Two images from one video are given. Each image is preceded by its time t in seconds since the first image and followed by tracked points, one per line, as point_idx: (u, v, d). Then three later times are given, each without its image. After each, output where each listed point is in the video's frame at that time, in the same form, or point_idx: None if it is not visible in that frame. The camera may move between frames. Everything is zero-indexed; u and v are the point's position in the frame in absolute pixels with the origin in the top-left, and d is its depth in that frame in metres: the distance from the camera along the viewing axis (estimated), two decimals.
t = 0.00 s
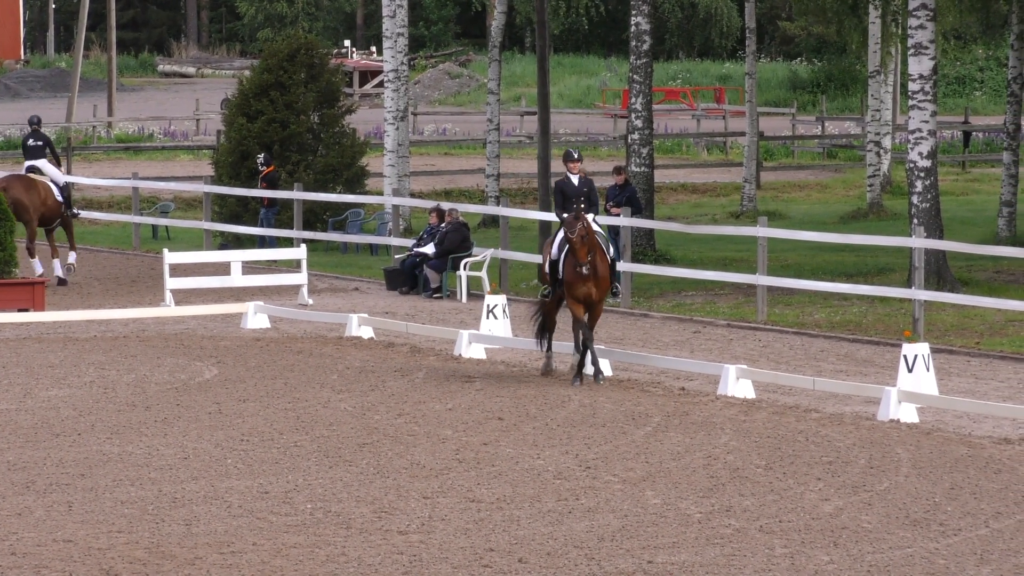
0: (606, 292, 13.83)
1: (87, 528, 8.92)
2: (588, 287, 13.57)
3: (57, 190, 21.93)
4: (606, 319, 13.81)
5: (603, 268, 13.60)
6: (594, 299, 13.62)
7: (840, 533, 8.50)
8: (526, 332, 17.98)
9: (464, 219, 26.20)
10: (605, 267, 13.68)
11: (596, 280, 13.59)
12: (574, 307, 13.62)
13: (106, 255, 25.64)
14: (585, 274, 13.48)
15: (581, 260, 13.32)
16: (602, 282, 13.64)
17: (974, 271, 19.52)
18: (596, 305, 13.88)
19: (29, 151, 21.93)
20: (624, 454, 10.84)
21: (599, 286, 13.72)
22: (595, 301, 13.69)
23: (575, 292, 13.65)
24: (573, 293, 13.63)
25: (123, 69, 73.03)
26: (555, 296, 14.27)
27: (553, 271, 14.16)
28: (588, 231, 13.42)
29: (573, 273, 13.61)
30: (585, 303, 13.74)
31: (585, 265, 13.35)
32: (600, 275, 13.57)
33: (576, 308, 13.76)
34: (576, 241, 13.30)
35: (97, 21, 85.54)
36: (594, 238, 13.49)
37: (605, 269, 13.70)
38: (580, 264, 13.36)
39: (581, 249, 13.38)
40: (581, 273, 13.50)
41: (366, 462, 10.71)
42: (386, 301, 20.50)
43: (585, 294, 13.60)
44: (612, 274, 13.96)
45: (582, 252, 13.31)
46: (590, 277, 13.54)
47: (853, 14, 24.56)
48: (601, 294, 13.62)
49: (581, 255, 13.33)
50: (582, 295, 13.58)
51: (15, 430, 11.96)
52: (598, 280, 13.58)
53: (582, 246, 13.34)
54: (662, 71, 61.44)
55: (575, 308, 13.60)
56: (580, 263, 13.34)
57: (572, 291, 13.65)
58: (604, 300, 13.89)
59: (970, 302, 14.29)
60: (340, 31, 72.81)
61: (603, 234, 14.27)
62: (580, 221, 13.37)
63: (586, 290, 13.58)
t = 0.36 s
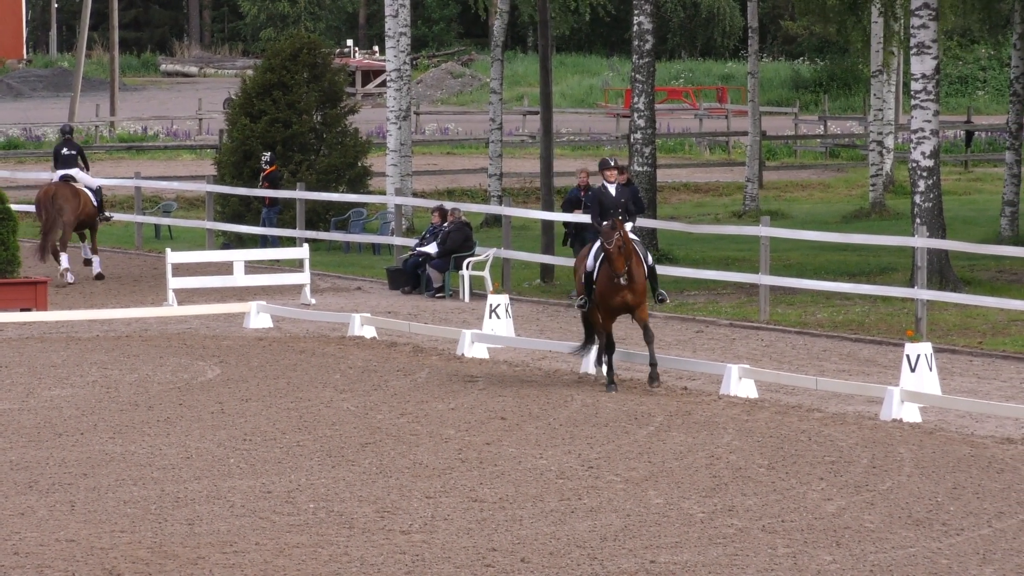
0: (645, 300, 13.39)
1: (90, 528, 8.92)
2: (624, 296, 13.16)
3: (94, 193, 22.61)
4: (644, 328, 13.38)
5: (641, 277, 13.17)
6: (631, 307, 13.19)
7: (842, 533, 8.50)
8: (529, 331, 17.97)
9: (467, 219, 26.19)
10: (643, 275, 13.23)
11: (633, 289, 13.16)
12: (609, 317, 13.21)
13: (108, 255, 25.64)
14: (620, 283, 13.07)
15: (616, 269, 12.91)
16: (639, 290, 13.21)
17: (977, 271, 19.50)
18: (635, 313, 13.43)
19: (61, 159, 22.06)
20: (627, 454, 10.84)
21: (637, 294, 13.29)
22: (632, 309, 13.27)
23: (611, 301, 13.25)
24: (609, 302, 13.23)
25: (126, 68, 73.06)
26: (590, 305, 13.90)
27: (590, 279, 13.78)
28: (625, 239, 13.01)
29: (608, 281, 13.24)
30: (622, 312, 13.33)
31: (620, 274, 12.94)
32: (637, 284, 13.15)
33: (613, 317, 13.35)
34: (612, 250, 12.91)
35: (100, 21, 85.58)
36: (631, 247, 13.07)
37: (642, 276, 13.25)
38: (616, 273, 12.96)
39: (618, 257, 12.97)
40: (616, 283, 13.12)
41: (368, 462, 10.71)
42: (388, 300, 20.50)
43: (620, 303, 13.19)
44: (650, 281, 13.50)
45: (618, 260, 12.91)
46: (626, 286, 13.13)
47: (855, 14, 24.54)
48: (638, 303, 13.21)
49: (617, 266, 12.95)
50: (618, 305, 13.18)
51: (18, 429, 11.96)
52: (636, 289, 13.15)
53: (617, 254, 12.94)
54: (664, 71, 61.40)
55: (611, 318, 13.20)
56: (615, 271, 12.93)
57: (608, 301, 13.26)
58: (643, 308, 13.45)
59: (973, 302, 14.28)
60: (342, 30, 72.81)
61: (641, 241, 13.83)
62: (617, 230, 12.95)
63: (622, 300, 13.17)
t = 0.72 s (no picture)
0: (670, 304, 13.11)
1: (82, 526, 8.89)
2: (656, 301, 12.83)
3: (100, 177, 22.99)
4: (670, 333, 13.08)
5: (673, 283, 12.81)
6: (660, 312, 12.90)
7: (835, 531, 8.49)
8: (522, 329, 17.95)
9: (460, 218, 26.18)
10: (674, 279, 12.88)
11: (665, 295, 12.85)
12: (638, 321, 12.89)
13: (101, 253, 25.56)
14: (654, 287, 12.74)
15: (656, 275, 12.52)
16: (670, 296, 12.90)
17: (971, 269, 19.52)
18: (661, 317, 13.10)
19: (71, 139, 22.32)
20: (619, 452, 10.83)
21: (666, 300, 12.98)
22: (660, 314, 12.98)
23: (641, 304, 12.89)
24: (638, 306, 12.87)
25: (119, 67, 72.91)
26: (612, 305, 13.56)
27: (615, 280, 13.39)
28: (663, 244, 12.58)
29: (640, 285, 12.88)
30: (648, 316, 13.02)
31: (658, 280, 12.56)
32: (669, 290, 12.83)
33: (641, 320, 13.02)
34: (653, 255, 12.47)
35: (93, 19, 85.34)
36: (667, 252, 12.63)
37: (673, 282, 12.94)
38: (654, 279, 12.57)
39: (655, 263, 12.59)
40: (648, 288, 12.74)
41: (361, 460, 10.69)
42: (381, 299, 20.47)
43: (650, 308, 12.87)
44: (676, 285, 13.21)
45: (658, 266, 12.51)
46: (659, 291, 12.80)
47: (848, 11, 24.55)
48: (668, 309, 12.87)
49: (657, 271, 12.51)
50: (647, 309, 12.85)
51: (10, 428, 11.91)
52: (668, 296, 12.85)
53: (657, 260, 12.52)
54: (658, 69, 61.41)
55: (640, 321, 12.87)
56: (655, 277, 12.53)
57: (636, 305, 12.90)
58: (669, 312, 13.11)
59: (966, 300, 14.29)
60: (336, 29, 72.76)
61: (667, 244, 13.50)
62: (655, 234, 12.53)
63: (653, 305, 12.85)
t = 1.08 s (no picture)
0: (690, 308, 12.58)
1: (59, 526, 8.78)
2: (669, 307, 12.36)
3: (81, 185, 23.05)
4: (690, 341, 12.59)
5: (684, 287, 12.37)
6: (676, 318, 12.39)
7: (812, 531, 8.45)
8: (500, 329, 17.88)
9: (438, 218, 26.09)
10: (687, 283, 12.43)
11: (678, 298, 12.35)
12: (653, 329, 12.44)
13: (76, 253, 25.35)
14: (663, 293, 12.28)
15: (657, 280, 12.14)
16: (684, 300, 12.40)
17: (947, 268, 19.57)
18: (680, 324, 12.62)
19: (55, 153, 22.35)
20: (596, 452, 10.78)
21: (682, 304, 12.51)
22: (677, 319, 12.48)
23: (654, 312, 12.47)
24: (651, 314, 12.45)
25: (96, 67, 72.45)
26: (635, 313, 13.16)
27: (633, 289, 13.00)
28: (667, 248, 12.21)
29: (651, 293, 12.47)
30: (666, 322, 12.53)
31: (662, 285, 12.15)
32: (681, 294, 12.34)
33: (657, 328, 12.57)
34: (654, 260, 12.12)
35: (69, 19, 84.82)
36: (673, 256, 12.23)
37: (686, 284, 12.43)
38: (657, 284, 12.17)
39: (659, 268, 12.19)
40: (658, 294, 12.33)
41: (339, 460, 10.60)
42: (358, 299, 20.36)
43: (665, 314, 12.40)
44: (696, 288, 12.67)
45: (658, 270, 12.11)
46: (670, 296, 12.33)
47: (825, 12, 24.58)
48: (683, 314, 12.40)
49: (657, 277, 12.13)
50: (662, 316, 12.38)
51: None
52: (680, 300, 12.35)
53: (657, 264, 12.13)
54: (635, 69, 61.46)
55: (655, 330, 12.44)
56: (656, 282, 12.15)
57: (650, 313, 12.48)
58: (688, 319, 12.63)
59: (943, 300, 14.32)
60: (313, 28, 72.55)
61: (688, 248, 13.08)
62: (658, 238, 12.16)
63: (666, 310, 12.37)
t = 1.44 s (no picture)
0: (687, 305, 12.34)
1: (18, 527, 8.60)
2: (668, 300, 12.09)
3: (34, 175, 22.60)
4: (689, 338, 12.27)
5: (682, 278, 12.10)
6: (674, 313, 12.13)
7: (771, 531, 8.40)
8: (460, 330, 17.78)
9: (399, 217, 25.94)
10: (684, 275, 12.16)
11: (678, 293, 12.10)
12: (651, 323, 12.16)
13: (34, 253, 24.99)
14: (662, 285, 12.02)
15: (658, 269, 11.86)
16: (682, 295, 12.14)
17: (906, 269, 19.66)
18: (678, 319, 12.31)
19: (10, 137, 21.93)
20: (556, 452, 10.70)
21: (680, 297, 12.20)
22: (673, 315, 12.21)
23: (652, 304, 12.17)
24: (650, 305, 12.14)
25: (56, 67, 71.65)
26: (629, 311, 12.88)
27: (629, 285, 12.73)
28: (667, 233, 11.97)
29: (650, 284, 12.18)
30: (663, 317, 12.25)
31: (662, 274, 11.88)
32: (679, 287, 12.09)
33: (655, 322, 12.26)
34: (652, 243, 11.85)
35: (28, 20, 83.88)
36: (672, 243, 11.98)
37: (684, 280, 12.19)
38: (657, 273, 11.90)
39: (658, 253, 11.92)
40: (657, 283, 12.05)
41: (298, 461, 10.46)
42: (319, 299, 20.19)
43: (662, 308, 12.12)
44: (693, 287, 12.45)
45: (659, 257, 11.85)
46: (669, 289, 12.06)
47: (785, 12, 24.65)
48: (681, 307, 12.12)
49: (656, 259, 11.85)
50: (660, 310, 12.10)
51: None
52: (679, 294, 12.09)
53: (658, 252, 11.88)
54: (596, 69, 61.53)
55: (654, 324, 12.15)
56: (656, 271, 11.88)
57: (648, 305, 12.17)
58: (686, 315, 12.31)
59: (902, 300, 14.35)
60: (274, 29, 72.10)
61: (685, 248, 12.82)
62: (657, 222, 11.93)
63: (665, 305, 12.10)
